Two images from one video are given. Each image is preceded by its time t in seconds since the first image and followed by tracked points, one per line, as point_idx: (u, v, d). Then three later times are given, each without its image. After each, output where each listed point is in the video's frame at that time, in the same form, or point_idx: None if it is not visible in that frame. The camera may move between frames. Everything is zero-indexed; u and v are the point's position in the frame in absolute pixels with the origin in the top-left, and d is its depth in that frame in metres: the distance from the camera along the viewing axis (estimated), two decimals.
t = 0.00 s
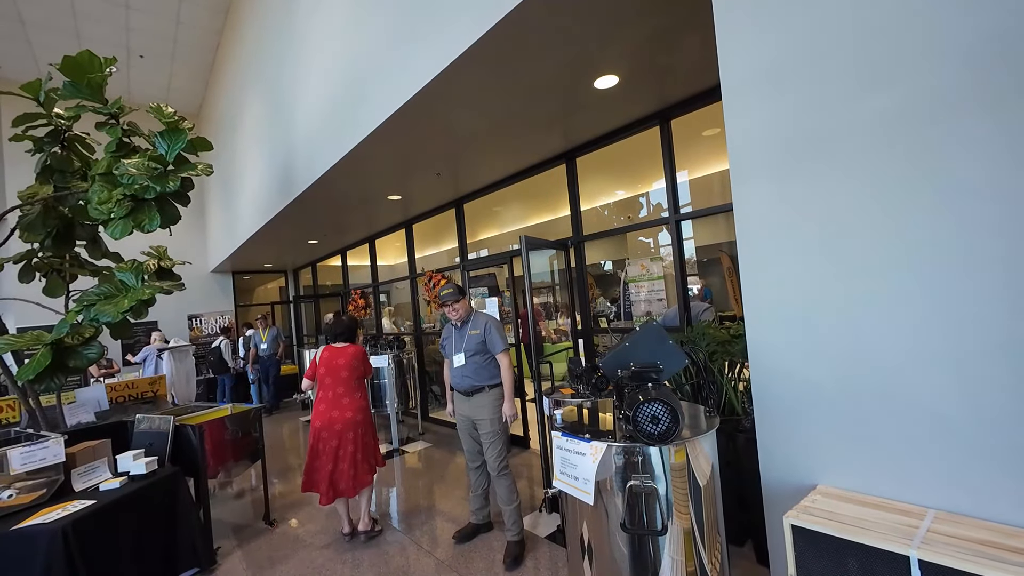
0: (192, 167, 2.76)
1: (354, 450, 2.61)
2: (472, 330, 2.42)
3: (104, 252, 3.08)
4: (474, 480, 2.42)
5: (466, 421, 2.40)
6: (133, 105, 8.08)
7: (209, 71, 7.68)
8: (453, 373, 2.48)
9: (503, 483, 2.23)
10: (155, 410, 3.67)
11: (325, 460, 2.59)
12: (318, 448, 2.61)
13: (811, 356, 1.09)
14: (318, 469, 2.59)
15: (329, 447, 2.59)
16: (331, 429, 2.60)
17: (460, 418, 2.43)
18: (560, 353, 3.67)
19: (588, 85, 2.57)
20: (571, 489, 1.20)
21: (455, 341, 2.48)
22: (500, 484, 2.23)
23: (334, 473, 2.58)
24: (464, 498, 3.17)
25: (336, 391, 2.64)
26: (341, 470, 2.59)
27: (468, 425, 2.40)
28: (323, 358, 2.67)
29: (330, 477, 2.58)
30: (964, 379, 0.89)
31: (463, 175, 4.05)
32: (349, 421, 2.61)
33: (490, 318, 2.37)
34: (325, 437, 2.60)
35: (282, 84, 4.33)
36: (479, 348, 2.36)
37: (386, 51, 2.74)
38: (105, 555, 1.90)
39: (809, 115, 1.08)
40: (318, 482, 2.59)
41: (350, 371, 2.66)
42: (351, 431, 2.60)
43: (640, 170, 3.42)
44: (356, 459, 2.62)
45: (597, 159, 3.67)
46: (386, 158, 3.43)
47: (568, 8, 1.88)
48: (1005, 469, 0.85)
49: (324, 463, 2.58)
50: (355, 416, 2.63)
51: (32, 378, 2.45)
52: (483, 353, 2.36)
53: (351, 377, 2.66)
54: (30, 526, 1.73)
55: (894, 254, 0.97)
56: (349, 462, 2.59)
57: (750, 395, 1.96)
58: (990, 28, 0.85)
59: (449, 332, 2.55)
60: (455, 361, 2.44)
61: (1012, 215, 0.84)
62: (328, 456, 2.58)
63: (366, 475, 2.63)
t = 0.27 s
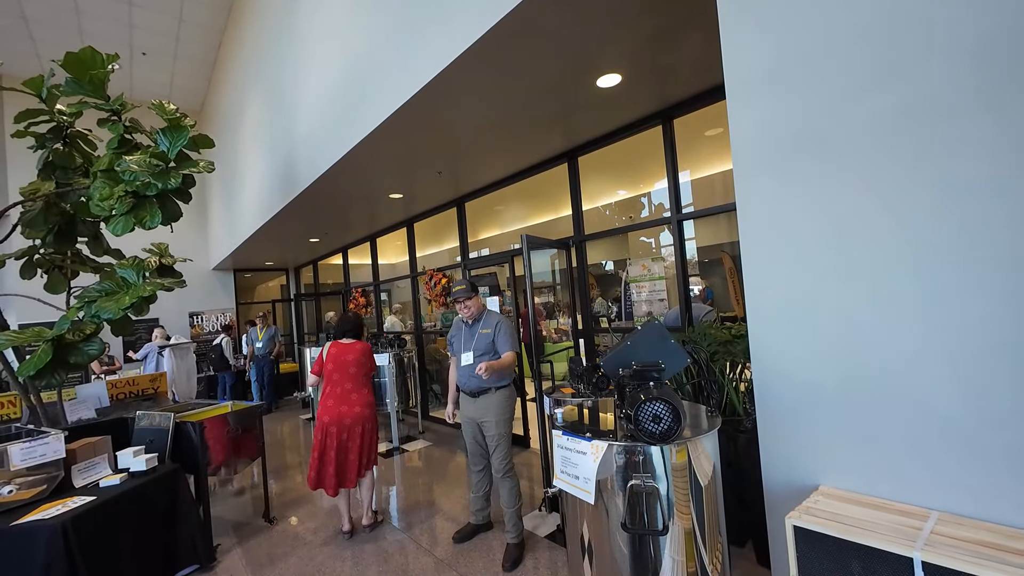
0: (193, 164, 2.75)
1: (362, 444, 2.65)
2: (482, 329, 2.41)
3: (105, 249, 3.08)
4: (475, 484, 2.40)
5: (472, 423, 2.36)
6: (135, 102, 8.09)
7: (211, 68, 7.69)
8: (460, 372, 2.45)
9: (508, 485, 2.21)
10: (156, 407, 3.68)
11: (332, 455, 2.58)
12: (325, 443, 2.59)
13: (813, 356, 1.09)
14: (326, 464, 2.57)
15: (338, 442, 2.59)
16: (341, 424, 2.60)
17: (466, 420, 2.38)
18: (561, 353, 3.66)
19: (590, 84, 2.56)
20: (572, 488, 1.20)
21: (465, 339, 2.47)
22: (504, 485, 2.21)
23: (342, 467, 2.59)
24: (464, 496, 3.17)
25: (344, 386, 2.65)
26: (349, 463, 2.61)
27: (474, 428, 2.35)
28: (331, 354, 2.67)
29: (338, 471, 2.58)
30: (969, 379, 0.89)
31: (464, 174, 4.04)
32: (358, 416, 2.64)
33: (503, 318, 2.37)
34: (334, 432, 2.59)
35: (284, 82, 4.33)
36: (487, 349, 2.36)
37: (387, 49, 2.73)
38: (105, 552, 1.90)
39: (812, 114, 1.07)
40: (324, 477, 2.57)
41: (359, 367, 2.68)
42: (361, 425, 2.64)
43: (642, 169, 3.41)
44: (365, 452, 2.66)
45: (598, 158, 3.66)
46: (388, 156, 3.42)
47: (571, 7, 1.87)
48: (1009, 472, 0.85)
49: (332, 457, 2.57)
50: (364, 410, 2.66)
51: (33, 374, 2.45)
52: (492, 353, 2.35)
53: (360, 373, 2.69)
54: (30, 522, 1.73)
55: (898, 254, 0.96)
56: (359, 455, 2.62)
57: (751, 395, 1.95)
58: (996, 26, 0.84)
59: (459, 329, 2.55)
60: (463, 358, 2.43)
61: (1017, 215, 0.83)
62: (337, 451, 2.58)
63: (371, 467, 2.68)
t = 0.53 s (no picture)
0: (194, 162, 2.74)
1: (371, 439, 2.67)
2: (493, 328, 2.38)
3: (105, 246, 3.08)
4: (473, 488, 2.40)
5: (474, 425, 2.33)
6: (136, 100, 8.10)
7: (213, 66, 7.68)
8: (467, 371, 2.43)
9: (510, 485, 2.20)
10: (156, 405, 3.68)
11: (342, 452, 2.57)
12: (334, 440, 2.58)
13: (814, 357, 1.08)
14: (336, 461, 2.57)
15: (347, 439, 2.59)
16: (350, 420, 2.60)
17: (468, 420, 2.36)
18: (562, 353, 3.65)
19: (592, 83, 2.55)
20: (571, 488, 1.20)
21: (475, 337, 2.44)
22: (506, 487, 2.20)
23: (353, 463, 2.60)
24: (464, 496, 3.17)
25: (352, 383, 2.65)
26: (360, 459, 2.63)
27: (477, 429, 2.33)
28: (337, 352, 2.65)
29: (350, 467, 2.58)
30: (971, 381, 0.88)
31: (465, 173, 4.03)
32: (366, 412, 2.65)
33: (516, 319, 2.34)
34: (344, 428, 2.59)
35: (285, 80, 4.32)
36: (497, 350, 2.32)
37: (388, 48, 2.73)
38: (104, 550, 1.90)
39: (812, 113, 1.07)
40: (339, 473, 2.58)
41: (366, 364, 2.70)
42: (370, 421, 2.66)
43: (644, 169, 3.41)
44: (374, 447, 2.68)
45: (600, 158, 3.65)
46: (389, 155, 3.42)
47: (572, 6, 1.86)
48: (1012, 474, 0.84)
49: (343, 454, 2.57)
50: (371, 406, 2.68)
51: (33, 372, 2.44)
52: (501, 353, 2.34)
53: (367, 370, 2.70)
54: (29, 519, 1.73)
55: (900, 255, 0.95)
56: (369, 450, 2.64)
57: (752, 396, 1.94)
58: (998, 25, 0.83)
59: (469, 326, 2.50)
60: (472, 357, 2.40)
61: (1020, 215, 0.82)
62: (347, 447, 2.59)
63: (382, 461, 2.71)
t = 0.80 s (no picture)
0: (195, 160, 2.73)
1: (377, 438, 2.66)
2: (501, 329, 2.33)
3: (105, 245, 3.08)
4: (468, 493, 2.32)
5: (476, 427, 2.28)
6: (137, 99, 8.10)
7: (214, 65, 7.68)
8: (471, 371, 2.41)
9: (511, 487, 2.19)
10: (156, 404, 3.67)
11: (345, 451, 2.57)
12: (337, 439, 2.58)
13: (814, 358, 1.07)
14: (342, 461, 2.57)
15: (350, 438, 2.58)
16: (353, 419, 2.59)
17: (469, 421, 2.31)
18: (562, 353, 3.62)
19: (593, 82, 2.54)
20: (571, 489, 1.19)
21: (482, 338, 2.39)
22: (507, 488, 2.18)
23: (358, 462, 2.59)
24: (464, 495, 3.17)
25: (354, 381, 2.64)
26: (366, 458, 2.62)
27: (479, 429, 2.28)
28: (339, 351, 2.64)
29: (354, 466, 2.58)
30: (975, 383, 0.87)
31: (466, 172, 4.03)
32: (370, 411, 2.64)
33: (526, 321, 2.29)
34: (347, 427, 2.57)
35: (286, 78, 4.32)
36: (504, 352, 2.28)
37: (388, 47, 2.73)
38: (103, 549, 1.90)
39: (812, 113, 1.06)
40: (346, 473, 2.58)
41: (368, 363, 2.70)
42: (372, 420, 2.64)
43: (645, 168, 3.40)
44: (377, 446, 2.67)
45: (600, 157, 3.64)
46: (391, 154, 3.40)
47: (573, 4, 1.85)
48: (1016, 477, 0.83)
49: (348, 453, 2.57)
50: (375, 405, 2.67)
51: (32, 370, 2.43)
52: (508, 355, 2.28)
53: (369, 369, 2.70)
54: (27, 518, 1.72)
55: (901, 256, 0.94)
56: (375, 449, 2.64)
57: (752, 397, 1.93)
58: (999, 23, 0.83)
59: (477, 325, 2.47)
60: (478, 356, 2.36)
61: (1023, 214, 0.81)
62: (350, 446, 2.57)
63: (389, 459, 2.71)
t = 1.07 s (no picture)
0: (196, 159, 2.73)
1: (377, 438, 2.66)
2: (502, 330, 2.23)
3: (107, 244, 3.08)
4: (469, 506, 2.09)
5: (481, 429, 2.17)
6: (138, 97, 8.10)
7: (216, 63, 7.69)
8: (470, 371, 2.30)
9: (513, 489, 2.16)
10: (157, 402, 3.67)
11: (347, 450, 2.58)
12: (338, 439, 2.59)
13: (818, 358, 1.07)
14: (341, 460, 2.57)
15: (351, 437, 2.59)
16: (353, 419, 2.60)
17: (470, 422, 2.20)
18: (563, 352, 3.58)
19: (595, 82, 2.53)
20: (572, 489, 1.19)
21: (483, 339, 2.27)
22: (509, 489, 2.16)
23: (357, 461, 2.59)
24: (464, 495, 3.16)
25: (355, 381, 2.64)
26: (364, 458, 2.61)
27: (482, 431, 2.17)
28: (340, 350, 2.63)
29: (355, 465, 2.59)
30: (980, 384, 0.87)
31: (467, 171, 4.02)
32: (370, 410, 2.64)
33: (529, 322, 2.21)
34: (348, 427, 2.58)
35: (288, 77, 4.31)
36: (509, 352, 2.19)
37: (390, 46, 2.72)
38: (103, 547, 1.90)
39: (817, 113, 1.06)
40: (345, 472, 2.58)
41: (369, 362, 2.69)
42: (373, 420, 2.64)
43: (646, 168, 3.39)
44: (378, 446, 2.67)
45: (602, 157, 3.63)
46: (392, 153, 3.40)
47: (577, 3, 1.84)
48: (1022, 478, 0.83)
49: (347, 452, 2.58)
50: (375, 405, 2.68)
51: (33, 368, 2.43)
52: (513, 357, 2.19)
53: (370, 368, 2.69)
54: (27, 516, 1.72)
55: (906, 256, 0.94)
56: (374, 449, 2.63)
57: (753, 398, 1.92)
58: (1007, 21, 0.82)
59: (476, 326, 2.34)
60: (479, 359, 2.23)
61: None
62: (351, 446, 2.58)
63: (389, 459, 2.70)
